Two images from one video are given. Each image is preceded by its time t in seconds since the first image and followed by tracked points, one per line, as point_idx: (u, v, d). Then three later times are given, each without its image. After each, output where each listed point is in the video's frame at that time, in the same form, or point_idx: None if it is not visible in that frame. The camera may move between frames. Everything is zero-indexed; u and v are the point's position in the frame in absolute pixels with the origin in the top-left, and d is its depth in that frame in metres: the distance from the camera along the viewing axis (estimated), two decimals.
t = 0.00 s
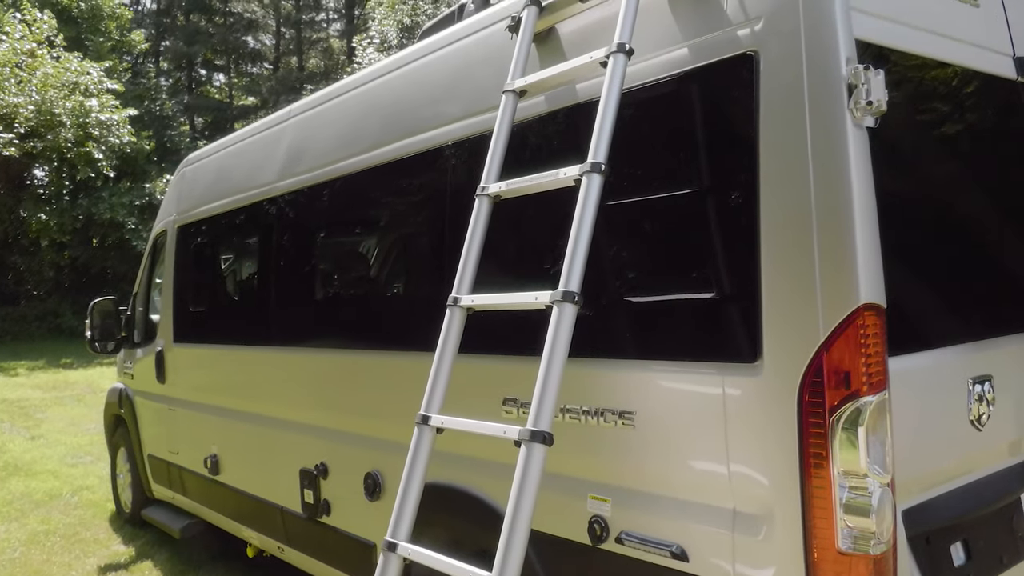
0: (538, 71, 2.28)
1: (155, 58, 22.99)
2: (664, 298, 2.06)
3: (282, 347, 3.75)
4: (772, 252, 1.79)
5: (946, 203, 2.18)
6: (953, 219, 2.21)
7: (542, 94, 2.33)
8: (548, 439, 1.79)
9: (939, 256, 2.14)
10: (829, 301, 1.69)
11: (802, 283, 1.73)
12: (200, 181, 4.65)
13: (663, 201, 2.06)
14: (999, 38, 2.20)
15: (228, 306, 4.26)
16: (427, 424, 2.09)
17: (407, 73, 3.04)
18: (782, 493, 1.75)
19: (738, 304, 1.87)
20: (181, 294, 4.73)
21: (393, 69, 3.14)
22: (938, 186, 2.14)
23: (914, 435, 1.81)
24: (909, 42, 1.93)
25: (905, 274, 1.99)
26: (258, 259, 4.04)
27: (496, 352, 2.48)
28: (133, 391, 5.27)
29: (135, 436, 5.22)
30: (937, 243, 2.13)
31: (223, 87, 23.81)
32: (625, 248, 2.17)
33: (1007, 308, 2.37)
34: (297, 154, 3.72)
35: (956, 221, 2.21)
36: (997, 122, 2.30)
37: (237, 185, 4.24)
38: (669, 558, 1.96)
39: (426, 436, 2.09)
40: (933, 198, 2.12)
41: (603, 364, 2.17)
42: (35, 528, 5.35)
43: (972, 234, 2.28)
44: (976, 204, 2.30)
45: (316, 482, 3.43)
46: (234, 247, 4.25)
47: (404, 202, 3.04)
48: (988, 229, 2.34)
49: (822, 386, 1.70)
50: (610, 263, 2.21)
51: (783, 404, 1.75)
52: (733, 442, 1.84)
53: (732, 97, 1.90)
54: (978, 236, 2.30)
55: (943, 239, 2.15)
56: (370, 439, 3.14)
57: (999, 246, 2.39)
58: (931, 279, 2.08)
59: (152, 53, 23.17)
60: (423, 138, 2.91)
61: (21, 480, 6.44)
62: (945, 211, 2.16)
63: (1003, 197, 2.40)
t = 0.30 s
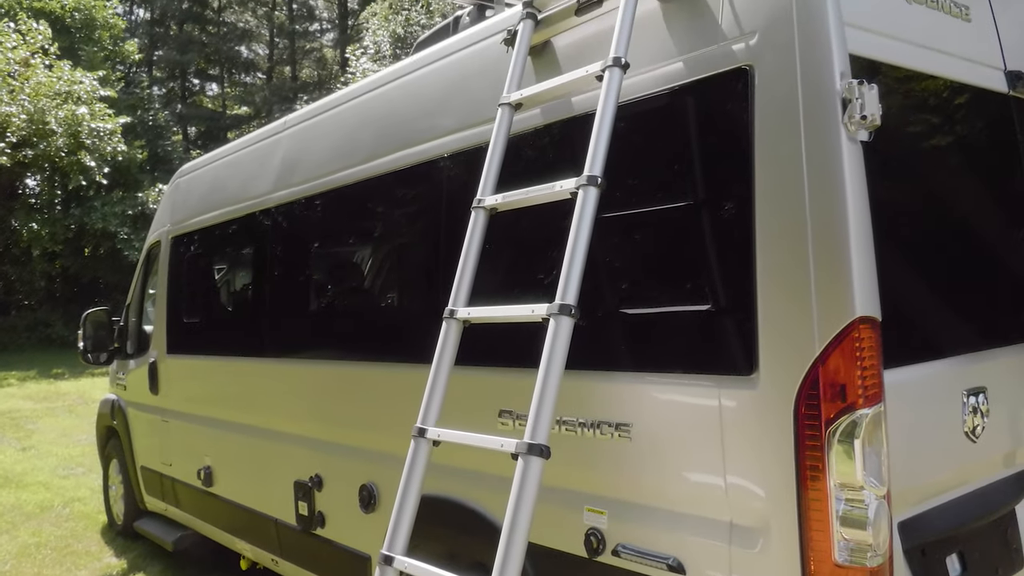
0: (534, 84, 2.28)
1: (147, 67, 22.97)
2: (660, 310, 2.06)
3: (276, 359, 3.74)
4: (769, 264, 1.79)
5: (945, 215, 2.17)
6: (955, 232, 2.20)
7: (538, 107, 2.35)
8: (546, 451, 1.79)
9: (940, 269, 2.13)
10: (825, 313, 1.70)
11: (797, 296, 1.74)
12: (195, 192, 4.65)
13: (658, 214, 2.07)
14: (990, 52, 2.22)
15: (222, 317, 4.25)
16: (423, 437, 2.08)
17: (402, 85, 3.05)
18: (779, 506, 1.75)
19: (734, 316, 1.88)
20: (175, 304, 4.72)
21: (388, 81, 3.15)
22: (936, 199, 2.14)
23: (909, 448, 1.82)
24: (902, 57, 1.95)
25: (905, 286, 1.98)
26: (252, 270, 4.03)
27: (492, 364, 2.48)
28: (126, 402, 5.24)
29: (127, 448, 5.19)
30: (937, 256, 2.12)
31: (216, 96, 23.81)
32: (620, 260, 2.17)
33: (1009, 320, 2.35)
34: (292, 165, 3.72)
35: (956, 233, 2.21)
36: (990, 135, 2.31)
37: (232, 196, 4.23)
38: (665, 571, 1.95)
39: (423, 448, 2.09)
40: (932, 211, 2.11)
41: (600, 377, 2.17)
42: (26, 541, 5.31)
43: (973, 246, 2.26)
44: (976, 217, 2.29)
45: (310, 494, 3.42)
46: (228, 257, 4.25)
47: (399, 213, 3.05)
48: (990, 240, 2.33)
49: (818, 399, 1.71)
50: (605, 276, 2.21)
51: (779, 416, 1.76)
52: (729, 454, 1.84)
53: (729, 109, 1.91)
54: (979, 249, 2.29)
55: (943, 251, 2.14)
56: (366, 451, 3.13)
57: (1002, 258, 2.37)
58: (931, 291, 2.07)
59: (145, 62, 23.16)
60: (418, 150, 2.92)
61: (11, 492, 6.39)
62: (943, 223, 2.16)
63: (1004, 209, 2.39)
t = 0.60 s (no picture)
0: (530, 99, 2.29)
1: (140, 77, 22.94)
2: (655, 325, 2.07)
3: (270, 371, 3.73)
4: (764, 279, 1.80)
5: (938, 231, 2.18)
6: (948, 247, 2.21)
7: (534, 122, 2.35)
8: (542, 467, 1.79)
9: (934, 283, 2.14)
10: (820, 329, 1.71)
11: (793, 311, 1.75)
12: (189, 204, 4.64)
13: (654, 228, 2.08)
14: (981, 69, 2.25)
15: (215, 329, 4.24)
16: (419, 451, 2.08)
17: (397, 99, 3.05)
18: (775, 520, 1.76)
19: (729, 331, 1.88)
20: (167, 316, 4.70)
21: (383, 94, 3.15)
22: (929, 215, 2.14)
23: (903, 463, 1.83)
24: (895, 75, 1.97)
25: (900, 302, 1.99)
26: (246, 282, 4.02)
27: (487, 378, 2.48)
28: (117, 414, 5.22)
29: (118, 460, 5.16)
30: (931, 271, 2.13)
31: (209, 107, 23.80)
32: (616, 274, 2.18)
33: (1003, 333, 2.36)
34: (286, 178, 3.72)
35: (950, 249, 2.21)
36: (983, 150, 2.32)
37: (226, 208, 4.22)
38: None
39: (418, 463, 2.08)
40: (925, 227, 2.12)
41: (595, 391, 2.17)
42: (15, 554, 5.26)
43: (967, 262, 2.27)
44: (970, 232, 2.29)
45: (304, 508, 3.40)
46: (221, 269, 4.24)
47: (393, 225, 3.05)
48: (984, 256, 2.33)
49: (814, 414, 1.71)
50: (600, 290, 2.22)
51: (775, 431, 1.76)
52: (725, 469, 1.84)
53: (724, 125, 1.92)
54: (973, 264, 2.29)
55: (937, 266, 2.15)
56: (359, 464, 3.12)
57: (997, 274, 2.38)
58: (925, 306, 2.08)
59: (138, 72, 23.14)
60: (413, 164, 2.92)
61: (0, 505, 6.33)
62: (937, 239, 2.17)
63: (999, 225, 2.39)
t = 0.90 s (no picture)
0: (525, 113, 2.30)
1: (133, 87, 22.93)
2: (651, 338, 2.07)
3: (264, 383, 3.72)
4: (760, 293, 1.81)
5: (931, 246, 2.18)
6: (942, 261, 2.21)
7: (530, 136, 2.36)
8: (539, 481, 1.79)
9: (928, 298, 2.14)
10: (816, 343, 1.71)
11: (789, 325, 1.75)
12: (183, 215, 4.62)
13: (649, 242, 2.08)
14: (973, 84, 2.27)
15: (209, 341, 4.23)
16: (415, 465, 2.07)
17: (393, 112, 3.06)
18: (771, 533, 1.76)
19: (724, 344, 1.89)
20: (161, 328, 4.68)
21: (379, 107, 3.16)
22: (923, 230, 2.15)
23: (899, 477, 1.83)
24: (888, 90, 1.99)
25: (895, 316, 1.99)
26: (240, 294, 4.01)
27: (483, 392, 2.48)
28: (109, 426, 5.19)
29: (110, 472, 5.13)
30: (925, 285, 2.13)
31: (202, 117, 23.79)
32: (612, 287, 2.18)
33: (999, 344, 2.37)
34: (281, 190, 3.71)
35: (943, 263, 2.22)
36: (976, 164, 2.33)
37: (220, 220, 4.22)
38: None
39: (414, 477, 2.07)
40: (918, 241, 2.13)
41: (591, 405, 2.17)
42: (4, 568, 5.22)
43: (960, 276, 2.28)
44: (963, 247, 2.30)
45: (298, 521, 3.38)
46: (215, 280, 4.23)
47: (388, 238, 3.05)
48: (978, 270, 2.34)
49: (810, 428, 1.72)
50: (596, 303, 2.23)
51: (771, 445, 1.76)
52: (721, 482, 1.84)
53: (719, 140, 1.93)
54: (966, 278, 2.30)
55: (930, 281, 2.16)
56: (354, 477, 3.11)
57: (991, 288, 2.38)
58: (920, 320, 2.08)
59: (131, 82, 23.13)
60: (408, 177, 2.93)
61: None
62: (930, 254, 2.17)
63: (993, 239, 2.40)
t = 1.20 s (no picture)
0: (521, 127, 2.31)
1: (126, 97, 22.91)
2: (646, 350, 2.07)
3: (258, 396, 3.71)
4: (756, 306, 1.82)
5: (925, 258, 2.19)
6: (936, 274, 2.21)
7: (526, 149, 2.37)
8: (536, 495, 1.79)
9: (923, 309, 2.14)
10: (812, 357, 1.72)
11: (784, 338, 1.76)
12: (176, 227, 4.61)
13: (644, 254, 2.09)
14: (965, 99, 2.29)
15: (203, 353, 4.21)
16: (412, 479, 2.07)
17: (388, 124, 3.06)
18: (767, 546, 1.76)
19: (720, 358, 1.89)
20: (154, 340, 4.67)
21: (375, 119, 3.16)
22: (918, 240, 2.16)
23: (894, 490, 1.84)
24: (881, 105, 2.00)
25: (890, 329, 2.00)
26: (234, 306, 4.00)
27: (478, 404, 2.48)
28: (101, 438, 5.16)
29: (101, 485, 5.10)
30: (920, 298, 2.13)
31: (195, 127, 23.78)
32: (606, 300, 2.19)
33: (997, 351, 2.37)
34: (276, 202, 3.71)
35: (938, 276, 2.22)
36: (969, 177, 2.34)
37: (214, 231, 4.21)
38: None
39: (410, 491, 2.07)
40: (913, 254, 2.13)
41: (587, 418, 2.17)
42: None
43: (955, 288, 2.28)
44: (958, 259, 2.30)
45: (292, 534, 3.37)
46: (209, 291, 4.22)
47: (383, 249, 3.04)
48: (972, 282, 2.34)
49: (806, 442, 1.73)
50: (591, 315, 2.23)
51: (767, 457, 1.77)
52: (718, 495, 1.84)
53: (714, 153, 1.94)
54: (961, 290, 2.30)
55: (925, 294, 2.16)
56: (349, 489, 3.10)
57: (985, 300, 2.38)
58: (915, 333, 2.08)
59: (124, 92, 23.11)
60: (404, 190, 2.93)
61: None
62: (924, 266, 2.17)
63: (987, 251, 2.40)
